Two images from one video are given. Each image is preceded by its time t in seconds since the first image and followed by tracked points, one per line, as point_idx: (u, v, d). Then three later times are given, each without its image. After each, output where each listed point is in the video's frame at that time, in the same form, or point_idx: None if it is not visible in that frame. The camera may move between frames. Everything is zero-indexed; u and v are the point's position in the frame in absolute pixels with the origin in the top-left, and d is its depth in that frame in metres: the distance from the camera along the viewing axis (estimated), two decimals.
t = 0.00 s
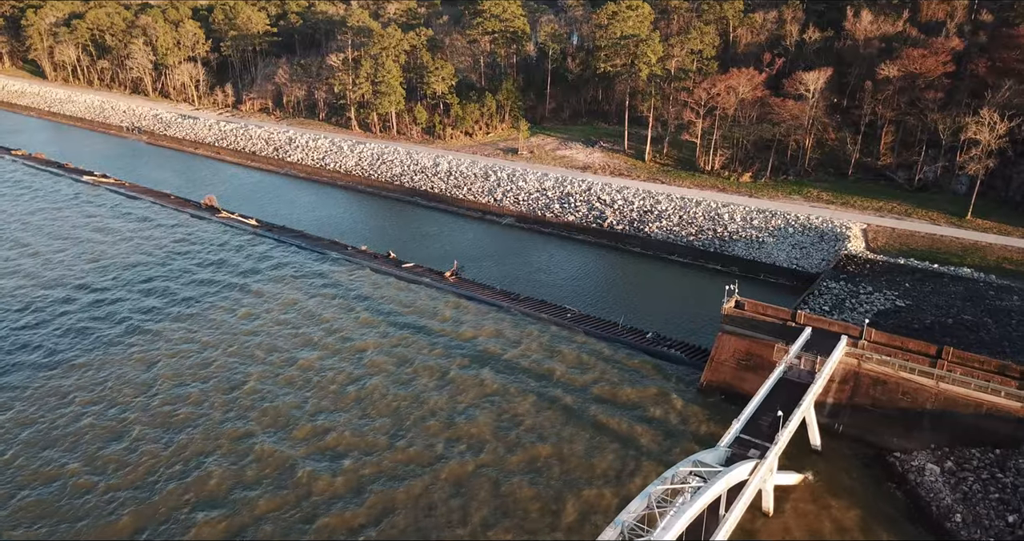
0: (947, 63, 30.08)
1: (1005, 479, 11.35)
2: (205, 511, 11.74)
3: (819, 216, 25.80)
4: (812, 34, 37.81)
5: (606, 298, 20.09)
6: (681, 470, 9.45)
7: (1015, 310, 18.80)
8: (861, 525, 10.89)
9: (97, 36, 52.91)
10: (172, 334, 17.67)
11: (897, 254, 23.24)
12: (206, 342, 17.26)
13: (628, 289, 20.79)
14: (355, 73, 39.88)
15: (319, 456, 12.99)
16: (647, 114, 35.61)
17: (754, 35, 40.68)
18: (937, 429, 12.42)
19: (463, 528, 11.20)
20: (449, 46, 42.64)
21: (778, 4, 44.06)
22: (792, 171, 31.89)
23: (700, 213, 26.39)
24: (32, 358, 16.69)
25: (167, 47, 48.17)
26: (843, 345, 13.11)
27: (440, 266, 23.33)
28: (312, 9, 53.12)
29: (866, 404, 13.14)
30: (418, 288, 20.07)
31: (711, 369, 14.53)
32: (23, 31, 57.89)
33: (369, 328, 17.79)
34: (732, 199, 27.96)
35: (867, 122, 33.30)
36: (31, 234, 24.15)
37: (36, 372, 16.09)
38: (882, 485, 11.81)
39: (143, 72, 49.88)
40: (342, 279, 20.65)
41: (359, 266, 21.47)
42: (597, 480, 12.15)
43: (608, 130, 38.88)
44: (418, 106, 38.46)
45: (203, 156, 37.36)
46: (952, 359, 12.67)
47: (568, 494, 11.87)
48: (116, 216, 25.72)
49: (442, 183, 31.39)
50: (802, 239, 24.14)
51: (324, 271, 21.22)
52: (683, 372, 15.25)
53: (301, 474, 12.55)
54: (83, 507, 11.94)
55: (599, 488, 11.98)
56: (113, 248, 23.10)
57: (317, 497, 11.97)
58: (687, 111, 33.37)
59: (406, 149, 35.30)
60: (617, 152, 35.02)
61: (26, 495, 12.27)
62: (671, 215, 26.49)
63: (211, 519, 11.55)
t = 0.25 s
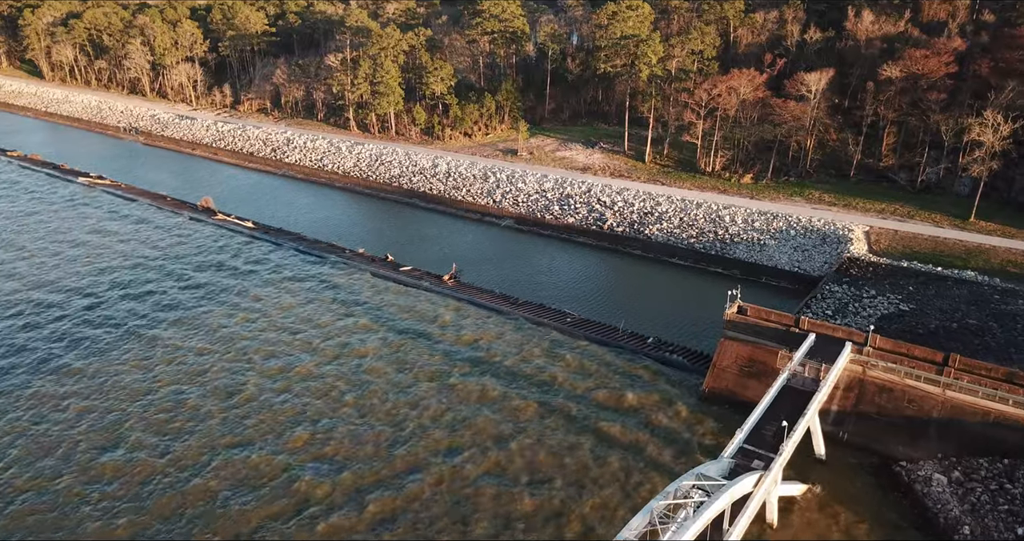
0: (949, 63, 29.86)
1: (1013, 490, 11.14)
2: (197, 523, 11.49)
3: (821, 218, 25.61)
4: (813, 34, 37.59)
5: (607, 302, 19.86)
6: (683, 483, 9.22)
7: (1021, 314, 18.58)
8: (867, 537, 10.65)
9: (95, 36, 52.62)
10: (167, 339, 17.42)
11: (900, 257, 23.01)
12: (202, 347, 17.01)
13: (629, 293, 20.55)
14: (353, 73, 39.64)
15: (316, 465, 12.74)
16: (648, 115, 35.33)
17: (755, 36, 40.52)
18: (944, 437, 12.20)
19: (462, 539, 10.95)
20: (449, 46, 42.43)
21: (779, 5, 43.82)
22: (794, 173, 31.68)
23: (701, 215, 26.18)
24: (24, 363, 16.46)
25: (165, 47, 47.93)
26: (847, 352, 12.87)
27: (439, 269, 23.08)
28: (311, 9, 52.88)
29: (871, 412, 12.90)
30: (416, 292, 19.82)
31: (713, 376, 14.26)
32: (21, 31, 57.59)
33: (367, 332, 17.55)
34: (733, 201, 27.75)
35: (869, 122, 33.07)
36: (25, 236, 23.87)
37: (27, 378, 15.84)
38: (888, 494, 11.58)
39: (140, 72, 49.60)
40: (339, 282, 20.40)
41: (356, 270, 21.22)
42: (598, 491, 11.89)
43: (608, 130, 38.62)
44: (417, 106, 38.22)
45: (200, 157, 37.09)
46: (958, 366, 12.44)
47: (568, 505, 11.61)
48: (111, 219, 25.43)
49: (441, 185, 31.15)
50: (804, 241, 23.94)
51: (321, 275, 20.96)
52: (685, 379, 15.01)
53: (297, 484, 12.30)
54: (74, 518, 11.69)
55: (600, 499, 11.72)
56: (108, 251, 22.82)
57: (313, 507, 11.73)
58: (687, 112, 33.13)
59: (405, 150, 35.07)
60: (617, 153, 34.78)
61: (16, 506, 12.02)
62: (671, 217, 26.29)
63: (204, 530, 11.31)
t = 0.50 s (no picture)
0: (952, 64, 29.60)
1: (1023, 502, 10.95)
2: (188, 534, 11.22)
3: (823, 221, 25.40)
4: (814, 35, 37.35)
5: (607, 306, 19.61)
6: (686, 499, 8.94)
7: None
8: None
9: (92, 36, 52.31)
10: (160, 344, 17.13)
11: (903, 260, 22.77)
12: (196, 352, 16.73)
13: (630, 298, 20.30)
14: (352, 74, 39.37)
15: (312, 474, 12.46)
16: (648, 116, 35.05)
17: (756, 36, 40.32)
18: (952, 447, 11.98)
19: None
20: (447, 46, 42.15)
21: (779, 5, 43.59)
22: (795, 174, 31.44)
23: (701, 217, 25.95)
24: (14, 369, 16.18)
25: (162, 47, 47.64)
26: (853, 360, 12.62)
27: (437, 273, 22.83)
28: (309, 9, 52.62)
29: (877, 421, 12.66)
30: (412, 295, 19.52)
31: (715, 383, 14.05)
32: (17, 31, 57.20)
33: (364, 337, 17.27)
34: (734, 203, 27.52)
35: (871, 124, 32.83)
36: (18, 239, 23.54)
37: (17, 385, 15.54)
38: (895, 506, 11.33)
39: (138, 72, 49.28)
40: (335, 286, 20.13)
41: (353, 273, 20.96)
42: (599, 502, 11.61)
43: (608, 131, 38.36)
44: (416, 107, 37.96)
45: (197, 158, 36.78)
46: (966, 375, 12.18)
47: (567, 517, 11.34)
48: (105, 221, 25.11)
49: (440, 186, 30.88)
50: (805, 244, 23.72)
51: (317, 279, 20.68)
52: (686, 387, 14.75)
53: (290, 494, 12.02)
54: (61, 529, 11.42)
55: (601, 510, 11.45)
56: (102, 254, 22.51)
57: (308, 519, 11.45)
58: (687, 113, 32.84)
59: (403, 151, 34.81)
60: (616, 154, 34.51)
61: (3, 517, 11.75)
62: (672, 219, 26.05)
63: None
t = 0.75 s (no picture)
0: (955, 65, 29.41)
1: None
2: None
3: (825, 223, 25.19)
4: (815, 35, 37.10)
5: (606, 310, 19.38)
6: (690, 518, 8.69)
7: None
8: None
9: (89, 36, 51.96)
10: (154, 351, 16.82)
11: (906, 264, 22.54)
12: (190, 359, 16.44)
13: (631, 302, 20.04)
14: (350, 74, 39.11)
15: (307, 486, 12.13)
16: (648, 117, 34.76)
17: (756, 36, 40.06)
18: (960, 459, 11.75)
19: None
20: (446, 46, 41.85)
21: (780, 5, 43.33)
22: (796, 176, 31.16)
23: (702, 220, 25.70)
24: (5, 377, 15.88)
25: (159, 47, 47.36)
26: (859, 370, 12.34)
27: (436, 277, 22.57)
28: (308, 9, 52.35)
29: (883, 432, 12.39)
30: (409, 300, 19.22)
31: (718, 392, 13.78)
32: (14, 31, 56.81)
33: (361, 343, 16.99)
34: (735, 206, 27.28)
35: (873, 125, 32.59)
36: (10, 243, 23.18)
37: (7, 393, 15.25)
38: (903, 521, 11.08)
39: (135, 72, 48.97)
40: (332, 291, 19.83)
41: (348, 277, 20.64)
42: (600, 516, 11.32)
43: (608, 132, 38.08)
44: (414, 108, 37.70)
45: (193, 160, 36.46)
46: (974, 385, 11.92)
47: (567, 531, 11.05)
48: (99, 224, 24.75)
49: (438, 188, 30.61)
50: (808, 247, 23.48)
51: (312, 283, 20.37)
52: (689, 395, 14.45)
53: (284, 506, 11.74)
54: None
55: (602, 524, 11.16)
56: (95, 258, 22.16)
57: (303, 532, 11.17)
58: (688, 114, 32.55)
59: (401, 152, 34.54)
60: (616, 155, 34.26)
61: None
62: (673, 222, 25.82)
63: None
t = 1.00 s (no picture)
0: (959, 66, 29.13)
1: None
2: None
3: (827, 226, 24.94)
4: (817, 36, 36.83)
5: (607, 316, 19.08)
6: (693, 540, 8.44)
7: None
8: None
9: (86, 37, 51.62)
10: (144, 357, 16.46)
11: (910, 268, 22.26)
12: (182, 365, 16.08)
13: (632, 308, 19.75)
14: (348, 75, 38.82)
15: (299, 497, 11.78)
16: (648, 118, 34.43)
17: (757, 37, 39.72)
18: (969, 472, 11.46)
19: None
20: (445, 47, 41.53)
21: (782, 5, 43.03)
22: (799, 178, 30.84)
23: (703, 223, 25.42)
24: None
25: (157, 48, 47.05)
26: (865, 379, 12.06)
27: (433, 281, 22.27)
28: (306, 9, 52.06)
29: (890, 443, 12.13)
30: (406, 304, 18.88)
31: (721, 401, 13.48)
32: (11, 31, 56.37)
33: (357, 349, 16.64)
34: (736, 208, 26.99)
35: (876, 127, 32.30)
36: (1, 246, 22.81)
37: None
38: (911, 536, 10.80)
39: (132, 73, 48.63)
40: (328, 296, 19.49)
41: (345, 282, 20.31)
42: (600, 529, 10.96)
43: (608, 134, 37.76)
44: (413, 109, 37.41)
45: (190, 161, 36.10)
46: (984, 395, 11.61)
47: None
48: (93, 227, 24.39)
49: (437, 190, 30.30)
50: (810, 251, 23.18)
51: (307, 288, 20.02)
52: (692, 405, 14.12)
53: (274, 517, 11.39)
54: None
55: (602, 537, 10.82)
56: (87, 262, 21.78)
57: None
58: (688, 116, 32.24)
59: (400, 154, 34.24)
60: (616, 157, 33.96)
61: None
62: (673, 225, 25.56)
63: None
